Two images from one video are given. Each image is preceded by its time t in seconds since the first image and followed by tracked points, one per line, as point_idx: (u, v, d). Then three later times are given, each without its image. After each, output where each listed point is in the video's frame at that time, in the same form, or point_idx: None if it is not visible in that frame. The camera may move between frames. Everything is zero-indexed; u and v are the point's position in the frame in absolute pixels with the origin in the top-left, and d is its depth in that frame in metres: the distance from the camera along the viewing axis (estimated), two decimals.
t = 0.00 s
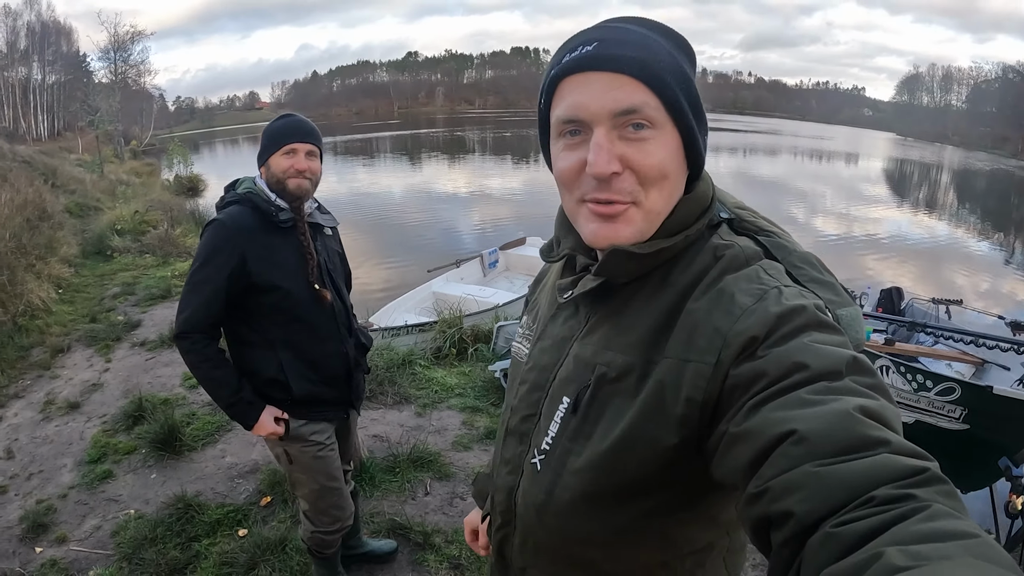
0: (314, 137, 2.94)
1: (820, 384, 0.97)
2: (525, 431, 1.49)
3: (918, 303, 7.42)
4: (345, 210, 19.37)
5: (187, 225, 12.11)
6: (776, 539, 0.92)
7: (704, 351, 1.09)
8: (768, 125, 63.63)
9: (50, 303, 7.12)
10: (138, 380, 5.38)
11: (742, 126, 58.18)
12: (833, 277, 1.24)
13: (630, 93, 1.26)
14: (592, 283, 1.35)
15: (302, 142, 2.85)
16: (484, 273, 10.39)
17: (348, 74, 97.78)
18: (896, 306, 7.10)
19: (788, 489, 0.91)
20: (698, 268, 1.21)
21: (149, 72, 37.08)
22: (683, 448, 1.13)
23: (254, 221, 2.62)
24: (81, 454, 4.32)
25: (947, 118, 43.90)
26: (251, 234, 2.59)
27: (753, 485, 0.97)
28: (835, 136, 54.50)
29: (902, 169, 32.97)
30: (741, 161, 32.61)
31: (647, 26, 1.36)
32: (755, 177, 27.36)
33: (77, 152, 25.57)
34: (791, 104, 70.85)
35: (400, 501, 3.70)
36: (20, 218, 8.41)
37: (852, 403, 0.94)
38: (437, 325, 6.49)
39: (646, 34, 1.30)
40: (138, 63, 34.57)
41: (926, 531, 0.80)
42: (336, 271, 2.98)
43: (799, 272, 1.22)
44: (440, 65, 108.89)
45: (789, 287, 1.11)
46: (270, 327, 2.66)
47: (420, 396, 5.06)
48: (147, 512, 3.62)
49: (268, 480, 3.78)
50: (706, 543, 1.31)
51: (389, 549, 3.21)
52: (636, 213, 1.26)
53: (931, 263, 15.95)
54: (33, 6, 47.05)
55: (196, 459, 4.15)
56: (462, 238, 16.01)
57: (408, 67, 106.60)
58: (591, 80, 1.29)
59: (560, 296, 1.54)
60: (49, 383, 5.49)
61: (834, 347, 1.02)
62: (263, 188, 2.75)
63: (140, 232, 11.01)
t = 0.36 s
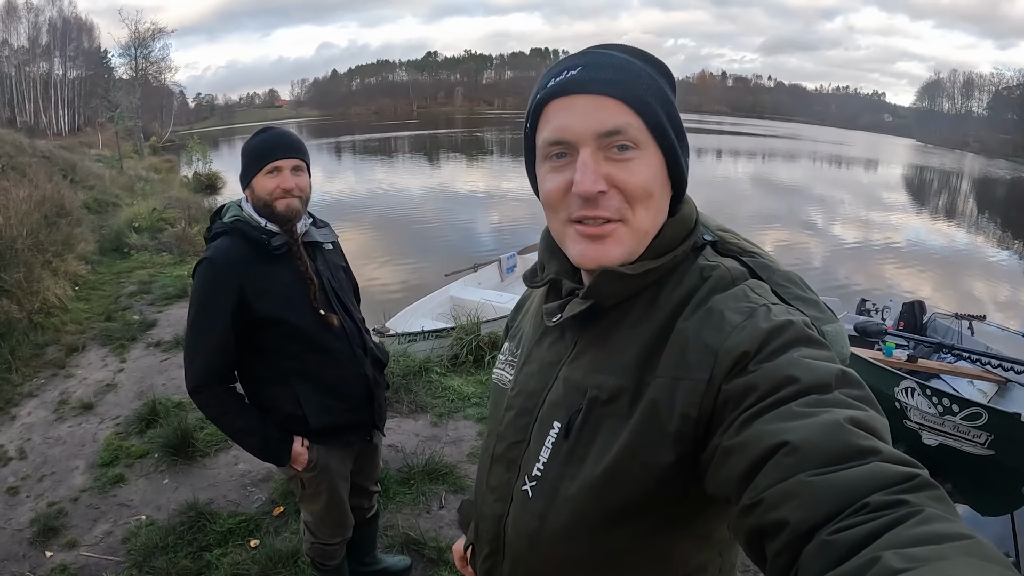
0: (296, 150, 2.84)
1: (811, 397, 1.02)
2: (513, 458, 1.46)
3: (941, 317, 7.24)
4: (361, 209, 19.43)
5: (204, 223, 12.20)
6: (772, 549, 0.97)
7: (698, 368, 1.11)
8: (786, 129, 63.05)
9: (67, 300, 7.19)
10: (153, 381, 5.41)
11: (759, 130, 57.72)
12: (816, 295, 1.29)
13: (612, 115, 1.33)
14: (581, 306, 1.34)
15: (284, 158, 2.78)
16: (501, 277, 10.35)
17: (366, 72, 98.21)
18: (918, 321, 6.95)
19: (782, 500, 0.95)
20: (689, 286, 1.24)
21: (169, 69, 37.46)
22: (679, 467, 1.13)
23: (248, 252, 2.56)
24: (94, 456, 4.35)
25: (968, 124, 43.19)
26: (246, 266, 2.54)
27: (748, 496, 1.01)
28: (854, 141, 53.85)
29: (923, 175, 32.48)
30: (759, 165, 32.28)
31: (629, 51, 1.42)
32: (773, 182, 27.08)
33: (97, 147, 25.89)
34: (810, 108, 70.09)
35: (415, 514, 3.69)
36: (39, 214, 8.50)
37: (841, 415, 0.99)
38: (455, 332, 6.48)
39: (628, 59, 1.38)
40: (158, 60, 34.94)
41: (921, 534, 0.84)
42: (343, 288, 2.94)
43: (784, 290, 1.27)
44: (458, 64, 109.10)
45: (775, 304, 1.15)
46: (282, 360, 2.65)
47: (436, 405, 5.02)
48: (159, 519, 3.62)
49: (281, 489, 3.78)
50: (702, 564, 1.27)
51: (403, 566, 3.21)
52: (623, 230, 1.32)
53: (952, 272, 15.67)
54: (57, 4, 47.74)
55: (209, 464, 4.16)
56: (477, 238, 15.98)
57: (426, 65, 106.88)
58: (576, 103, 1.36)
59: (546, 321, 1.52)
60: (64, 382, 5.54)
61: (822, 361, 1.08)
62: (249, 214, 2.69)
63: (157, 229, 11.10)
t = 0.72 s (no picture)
0: (310, 158, 2.80)
1: (810, 402, 1.02)
2: (519, 469, 1.41)
3: (962, 327, 7.04)
4: (377, 207, 19.49)
5: (221, 220, 12.29)
6: (772, 548, 0.96)
7: (703, 378, 1.10)
8: (803, 132, 62.41)
9: (83, 295, 7.25)
10: (167, 380, 5.45)
11: (776, 133, 57.24)
12: (818, 307, 1.28)
13: (624, 126, 1.30)
14: (588, 319, 1.31)
15: (297, 168, 2.73)
16: (519, 280, 10.32)
17: (383, 70, 98.57)
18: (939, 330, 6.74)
19: (781, 501, 0.95)
20: (696, 297, 1.21)
21: (188, 65, 37.79)
22: (685, 477, 1.12)
23: (262, 267, 2.56)
24: (107, 454, 4.37)
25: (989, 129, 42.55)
26: (259, 281, 2.54)
27: (750, 498, 1.01)
28: (871, 145, 53.22)
29: (942, 180, 32.01)
30: (776, 168, 32.01)
31: (640, 65, 1.40)
32: (789, 185, 26.77)
33: (117, 142, 26.21)
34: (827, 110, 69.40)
35: (430, 522, 3.65)
36: (57, 209, 8.59)
37: (840, 417, 0.99)
38: (472, 335, 6.47)
39: (639, 73, 1.35)
40: (178, 56, 35.27)
41: (919, 529, 0.85)
42: (362, 302, 2.91)
43: (787, 301, 1.26)
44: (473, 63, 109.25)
45: (778, 315, 1.15)
46: (298, 379, 2.64)
47: (453, 410, 4.99)
48: (171, 520, 3.62)
49: (295, 494, 3.77)
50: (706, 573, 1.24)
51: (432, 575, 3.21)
52: (632, 241, 1.28)
53: (971, 278, 15.40)
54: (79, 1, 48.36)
55: (222, 466, 4.17)
56: (493, 237, 15.96)
57: (443, 65, 107.12)
58: (588, 114, 1.33)
59: (553, 334, 1.47)
60: (78, 378, 5.58)
61: (820, 368, 1.07)
62: (261, 226, 2.67)
63: (174, 225, 11.19)
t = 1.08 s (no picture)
0: (362, 158, 2.84)
1: (802, 384, 1.00)
2: (521, 458, 1.40)
3: (978, 333, 6.90)
4: (390, 203, 19.54)
5: (235, 215, 12.37)
6: (764, 527, 0.94)
7: (698, 366, 1.08)
8: (818, 133, 61.84)
9: (98, 288, 7.32)
10: (180, 373, 5.49)
11: (790, 134, 56.77)
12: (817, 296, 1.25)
13: (625, 121, 1.29)
14: (588, 310, 1.28)
15: (348, 167, 2.77)
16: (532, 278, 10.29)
17: (397, 68, 98.91)
18: (955, 337, 6.63)
19: (771, 479, 0.93)
20: (693, 288, 1.19)
21: (204, 61, 38.07)
22: (682, 463, 1.10)
23: (304, 261, 2.62)
24: (119, 447, 4.40)
25: (1007, 133, 41.90)
26: (299, 274, 2.59)
27: (742, 478, 0.99)
28: (887, 148, 52.68)
29: (958, 184, 31.60)
30: (790, 169, 31.73)
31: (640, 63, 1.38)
32: (804, 187, 26.51)
33: (134, 137, 26.47)
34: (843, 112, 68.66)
35: (442, 521, 3.64)
36: (73, 202, 8.68)
37: (829, 398, 0.97)
38: (486, 333, 6.46)
39: (642, 71, 1.33)
40: (194, 52, 35.56)
41: (905, 504, 0.83)
42: (402, 305, 2.89)
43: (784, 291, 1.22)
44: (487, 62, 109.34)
45: (773, 304, 1.12)
46: (331, 373, 2.66)
47: (466, 408, 4.98)
48: (181, 515, 3.63)
49: (306, 490, 3.77)
50: (701, 562, 1.23)
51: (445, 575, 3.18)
52: (633, 233, 1.25)
53: (989, 283, 15.15)
54: None
55: (234, 461, 4.19)
56: (506, 235, 15.93)
57: (456, 62, 107.17)
58: (591, 110, 1.32)
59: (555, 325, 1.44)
60: (92, 371, 5.64)
61: (815, 353, 1.05)
62: (310, 221, 2.75)
63: (189, 220, 11.28)
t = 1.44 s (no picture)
0: (397, 157, 2.83)
1: (807, 384, 0.97)
2: (522, 456, 1.37)
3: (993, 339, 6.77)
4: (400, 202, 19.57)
5: (244, 212, 12.43)
6: (771, 528, 0.92)
7: (702, 363, 1.05)
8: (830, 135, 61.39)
9: (107, 284, 7.37)
10: (188, 370, 5.51)
11: (802, 135, 56.36)
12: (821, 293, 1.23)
13: (627, 124, 1.26)
14: (590, 307, 1.25)
15: (384, 164, 2.77)
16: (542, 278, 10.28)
17: (408, 66, 99.12)
18: (968, 342, 6.55)
19: (778, 480, 0.91)
20: (695, 286, 1.17)
21: (215, 58, 38.27)
22: (685, 462, 1.08)
23: (335, 254, 2.63)
24: (126, 444, 4.42)
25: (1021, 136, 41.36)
26: (331, 266, 2.60)
27: (748, 479, 0.96)
28: (899, 150, 52.18)
29: (971, 187, 31.26)
30: (801, 170, 31.50)
31: (641, 63, 1.34)
32: (815, 189, 26.31)
33: (146, 134, 26.69)
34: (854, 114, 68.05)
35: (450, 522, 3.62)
36: (83, 198, 8.75)
37: (835, 398, 0.94)
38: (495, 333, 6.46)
39: (644, 73, 1.29)
40: (206, 49, 35.77)
41: (914, 507, 0.81)
42: (432, 301, 2.88)
43: (788, 289, 1.20)
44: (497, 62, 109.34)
45: (777, 302, 1.09)
46: (357, 363, 2.68)
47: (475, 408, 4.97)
48: (187, 513, 3.64)
49: (312, 490, 3.76)
50: (705, 560, 1.21)
51: None
52: (633, 236, 1.23)
53: (1002, 287, 14.96)
54: None
55: (241, 459, 4.19)
56: (516, 235, 15.91)
57: (467, 60, 107.06)
58: (592, 113, 1.29)
59: (557, 323, 1.41)
60: (100, 367, 5.67)
61: (822, 352, 1.02)
62: (347, 215, 2.75)
63: (199, 216, 11.33)
